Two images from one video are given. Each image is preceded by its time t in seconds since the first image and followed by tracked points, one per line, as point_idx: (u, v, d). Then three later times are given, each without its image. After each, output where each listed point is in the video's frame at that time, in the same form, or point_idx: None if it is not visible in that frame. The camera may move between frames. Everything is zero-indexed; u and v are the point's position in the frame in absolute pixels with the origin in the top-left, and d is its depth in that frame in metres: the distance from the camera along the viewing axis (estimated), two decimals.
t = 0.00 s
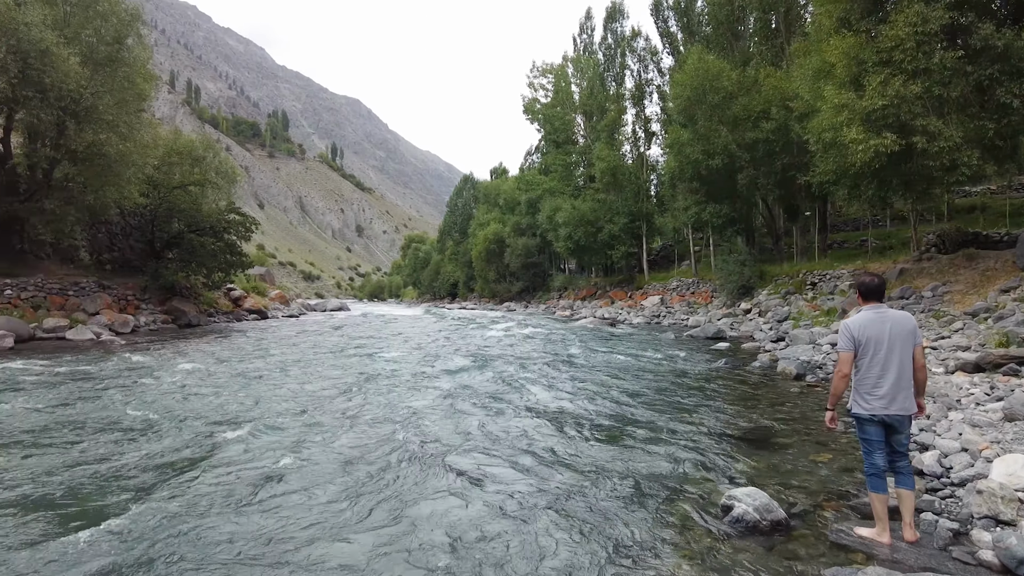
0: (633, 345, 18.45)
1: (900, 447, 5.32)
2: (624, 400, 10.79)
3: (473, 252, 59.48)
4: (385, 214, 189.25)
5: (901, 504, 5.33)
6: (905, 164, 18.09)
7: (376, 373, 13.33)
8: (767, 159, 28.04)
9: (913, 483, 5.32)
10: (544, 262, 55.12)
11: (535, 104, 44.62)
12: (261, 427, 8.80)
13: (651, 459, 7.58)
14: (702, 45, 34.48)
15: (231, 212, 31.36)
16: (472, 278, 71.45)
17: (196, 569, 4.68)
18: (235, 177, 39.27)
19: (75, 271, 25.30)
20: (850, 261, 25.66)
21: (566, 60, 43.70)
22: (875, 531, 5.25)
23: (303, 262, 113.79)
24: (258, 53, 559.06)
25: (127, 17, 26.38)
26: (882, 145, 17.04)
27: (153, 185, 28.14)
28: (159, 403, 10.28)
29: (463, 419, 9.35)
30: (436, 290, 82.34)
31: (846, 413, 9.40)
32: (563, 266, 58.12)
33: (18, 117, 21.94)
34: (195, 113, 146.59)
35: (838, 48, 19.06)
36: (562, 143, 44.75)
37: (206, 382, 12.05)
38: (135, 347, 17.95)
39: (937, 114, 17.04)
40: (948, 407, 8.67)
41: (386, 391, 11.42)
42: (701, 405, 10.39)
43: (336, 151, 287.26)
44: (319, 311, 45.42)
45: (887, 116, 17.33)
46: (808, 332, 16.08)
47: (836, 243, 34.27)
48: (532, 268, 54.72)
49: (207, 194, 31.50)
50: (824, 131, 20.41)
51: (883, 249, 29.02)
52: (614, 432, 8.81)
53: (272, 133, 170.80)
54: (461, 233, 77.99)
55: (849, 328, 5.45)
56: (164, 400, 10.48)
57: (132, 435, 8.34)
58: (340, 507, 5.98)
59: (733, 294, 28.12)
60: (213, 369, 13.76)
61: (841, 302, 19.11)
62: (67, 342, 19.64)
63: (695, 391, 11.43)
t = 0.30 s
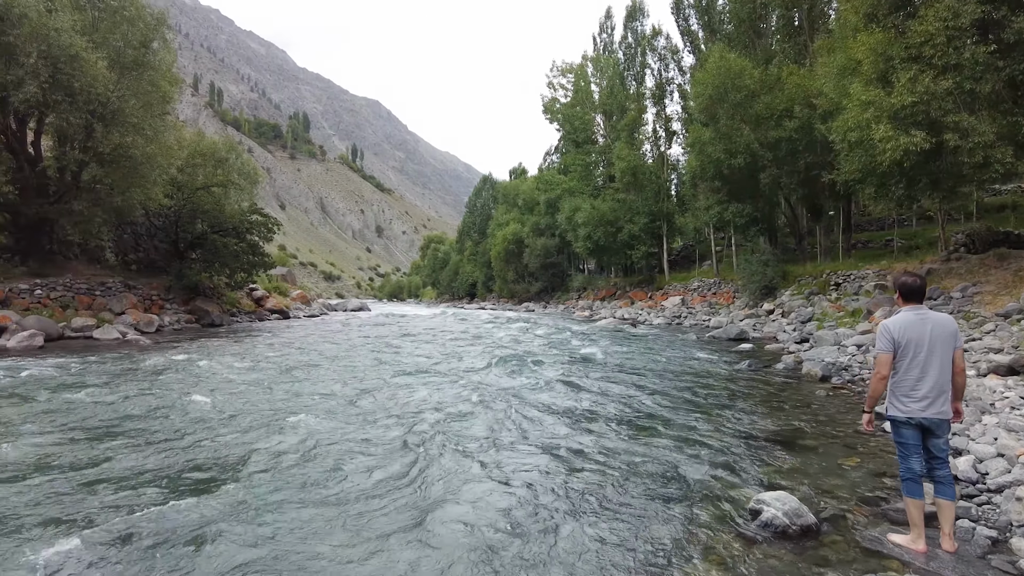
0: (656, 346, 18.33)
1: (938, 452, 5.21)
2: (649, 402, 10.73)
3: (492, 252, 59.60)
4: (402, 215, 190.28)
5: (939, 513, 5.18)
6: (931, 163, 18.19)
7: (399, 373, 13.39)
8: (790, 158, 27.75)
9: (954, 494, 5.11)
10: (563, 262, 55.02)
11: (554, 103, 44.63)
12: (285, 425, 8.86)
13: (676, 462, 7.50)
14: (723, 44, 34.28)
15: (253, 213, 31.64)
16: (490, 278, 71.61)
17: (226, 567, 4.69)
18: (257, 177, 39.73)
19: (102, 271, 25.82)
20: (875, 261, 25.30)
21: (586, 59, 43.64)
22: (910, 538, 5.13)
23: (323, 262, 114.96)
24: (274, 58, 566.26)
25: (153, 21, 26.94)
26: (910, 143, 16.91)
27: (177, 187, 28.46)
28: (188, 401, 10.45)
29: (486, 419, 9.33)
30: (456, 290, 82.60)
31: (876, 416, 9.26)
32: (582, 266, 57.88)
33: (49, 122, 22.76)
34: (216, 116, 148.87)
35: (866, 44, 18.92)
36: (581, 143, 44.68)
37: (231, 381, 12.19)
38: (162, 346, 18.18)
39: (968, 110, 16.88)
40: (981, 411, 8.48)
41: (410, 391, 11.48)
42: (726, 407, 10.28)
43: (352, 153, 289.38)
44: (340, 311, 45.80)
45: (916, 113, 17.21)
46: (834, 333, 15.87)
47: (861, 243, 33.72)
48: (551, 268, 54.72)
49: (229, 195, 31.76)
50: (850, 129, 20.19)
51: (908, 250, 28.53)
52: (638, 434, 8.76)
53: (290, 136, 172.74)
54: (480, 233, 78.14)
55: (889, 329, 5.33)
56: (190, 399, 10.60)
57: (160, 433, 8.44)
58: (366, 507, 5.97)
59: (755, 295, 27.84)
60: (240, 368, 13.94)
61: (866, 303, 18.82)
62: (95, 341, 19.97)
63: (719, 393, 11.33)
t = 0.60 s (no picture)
0: (669, 346, 18.26)
1: (965, 452, 5.14)
2: (663, 402, 10.69)
3: (503, 253, 59.71)
4: (412, 216, 190.93)
5: (964, 517, 5.10)
6: (947, 162, 18.26)
7: (414, 373, 13.43)
8: (804, 157, 27.60)
9: (982, 499, 5.01)
10: (574, 263, 54.96)
11: (565, 104, 44.65)
12: (301, 426, 8.91)
13: (692, 463, 7.46)
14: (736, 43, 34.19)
15: (267, 214, 31.85)
16: (501, 279, 71.72)
17: (245, 569, 4.70)
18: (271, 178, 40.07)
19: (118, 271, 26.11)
20: (890, 261, 25.08)
21: (598, 58, 43.62)
22: (933, 540, 5.07)
23: (335, 262, 115.67)
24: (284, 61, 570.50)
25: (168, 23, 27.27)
26: (927, 141, 16.80)
27: (191, 188, 28.77)
28: (204, 401, 10.53)
29: (500, 420, 9.33)
30: (467, 290, 82.74)
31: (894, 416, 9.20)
32: (593, 267, 57.77)
33: (66, 123, 23.20)
34: (229, 117, 150.29)
35: (882, 41, 18.84)
36: (593, 143, 44.66)
37: (247, 381, 12.28)
38: (178, 346, 18.35)
39: (986, 108, 16.82)
40: (1003, 412, 8.38)
41: (424, 391, 11.50)
42: (742, 407, 10.22)
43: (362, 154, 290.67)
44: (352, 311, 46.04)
45: (932, 111, 17.13)
46: (849, 334, 15.75)
47: (875, 243, 33.42)
48: (561, 269, 54.71)
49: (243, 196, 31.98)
50: (865, 128, 20.05)
51: (924, 249, 28.23)
52: (652, 434, 8.73)
53: (301, 137, 173.90)
54: (491, 234, 78.26)
55: (919, 326, 5.25)
56: (206, 399, 10.69)
57: (177, 433, 8.51)
58: (383, 508, 5.97)
59: (768, 295, 27.69)
60: (256, 368, 14.06)
61: (881, 303, 18.66)
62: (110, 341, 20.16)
63: (735, 393, 11.26)
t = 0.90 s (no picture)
0: (678, 346, 18.19)
1: (983, 453, 5.10)
2: (672, 403, 10.65)
3: (511, 253, 59.78)
4: (418, 216, 191.29)
5: (980, 519, 5.05)
6: (959, 160, 18.19)
7: (423, 373, 13.44)
8: (812, 156, 27.49)
9: (999, 501, 4.96)
10: (581, 263, 54.88)
11: (573, 104, 44.63)
12: (312, 426, 8.93)
13: (702, 463, 7.43)
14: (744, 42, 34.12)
15: (275, 214, 31.94)
16: (508, 279, 71.72)
17: (256, 569, 4.71)
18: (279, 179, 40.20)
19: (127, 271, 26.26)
20: (900, 261, 24.91)
21: (605, 58, 43.58)
22: (948, 541, 5.03)
23: (342, 263, 116.03)
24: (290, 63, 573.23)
25: (176, 24, 27.45)
26: (939, 139, 16.70)
27: (199, 188, 29.00)
28: (215, 401, 10.58)
29: (509, 420, 9.35)
30: (474, 290, 82.80)
31: (907, 417, 9.14)
32: (600, 267, 57.67)
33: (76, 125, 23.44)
34: (236, 119, 151.13)
35: (893, 39, 18.77)
36: (600, 142, 44.62)
37: (257, 381, 12.33)
38: (188, 346, 18.42)
39: (998, 105, 16.76)
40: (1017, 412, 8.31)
41: (433, 391, 11.53)
42: (751, 408, 10.17)
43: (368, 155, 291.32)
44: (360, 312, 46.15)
45: (944, 109, 17.03)
46: (859, 334, 15.67)
47: (885, 243, 33.22)
48: (569, 269, 54.67)
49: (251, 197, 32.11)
50: (875, 126, 19.93)
51: (934, 249, 28.04)
52: (662, 434, 8.71)
53: (308, 139, 174.67)
54: (498, 234, 78.27)
55: (940, 324, 5.20)
56: (216, 399, 10.73)
57: (188, 433, 8.54)
58: (395, 508, 5.96)
59: (776, 296, 27.57)
60: (266, 368, 14.10)
61: (891, 303, 18.53)
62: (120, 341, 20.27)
63: (744, 394, 11.22)
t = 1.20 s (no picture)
0: (685, 346, 18.11)
1: (995, 453, 5.07)
2: (679, 403, 10.62)
3: (517, 253, 59.85)
4: (422, 217, 191.50)
5: (992, 520, 5.00)
6: (970, 157, 18.19)
7: (430, 373, 13.47)
8: (819, 155, 27.57)
9: (1011, 501, 4.93)
10: (587, 262, 54.79)
11: (578, 103, 44.62)
12: (318, 426, 8.94)
13: (708, 464, 7.40)
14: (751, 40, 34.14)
15: (281, 214, 32.02)
16: (514, 279, 71.72)
17: (262, 566, 4.76)
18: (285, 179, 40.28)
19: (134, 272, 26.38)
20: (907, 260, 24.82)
21: (611, 58, 43.57)
22: (959, 543, 4.99)
23: (348, 262, 116.32)
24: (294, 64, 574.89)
25: (182, 25, 27.54)
26: (948, 135, 16.64)
27: (206, 188, 29.14)
28: (221, 401, 10.60)
29: (517, 420, 9.37)
30: (480, 290, 82.80)
31: (915, 416, 9.11)
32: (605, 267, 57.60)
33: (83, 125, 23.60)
34: (242, 120, 151.64)
35: (900, 36, 18.74)
36: (606, 142, 44.58)
37: (264, 382, 12.36)
38: (195, 346, 18.49)
39: (1006, 101, 16.71)
40: None
41: (439, 390, 11.56)
42: (758, 408, 10.13)
43: (372, 156, 291.81)
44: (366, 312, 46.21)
45: (952, 105, 16.96)
46: (867, 333, 15.61)
47: (892, 242, 33.09)
48: (574, 268, 54.62)
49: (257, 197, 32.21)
50: (883, 124, 19.83)
51: (941, 249, 27.90)
52: (668, 434, 8.72)
53: (313, 140, 175.24)
54: (504, 234, 78.24)
55: (953, 323, 5.17)
56: (224, 399, 10.77)
57: (194, 433, 8.55)
58: (401, 509, 5.95)
59: (783, 295, 27.47)
60: (273, 368, 14.11)
61: (899, 302, 18.45)
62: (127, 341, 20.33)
63: (750, 394, 11.19)
